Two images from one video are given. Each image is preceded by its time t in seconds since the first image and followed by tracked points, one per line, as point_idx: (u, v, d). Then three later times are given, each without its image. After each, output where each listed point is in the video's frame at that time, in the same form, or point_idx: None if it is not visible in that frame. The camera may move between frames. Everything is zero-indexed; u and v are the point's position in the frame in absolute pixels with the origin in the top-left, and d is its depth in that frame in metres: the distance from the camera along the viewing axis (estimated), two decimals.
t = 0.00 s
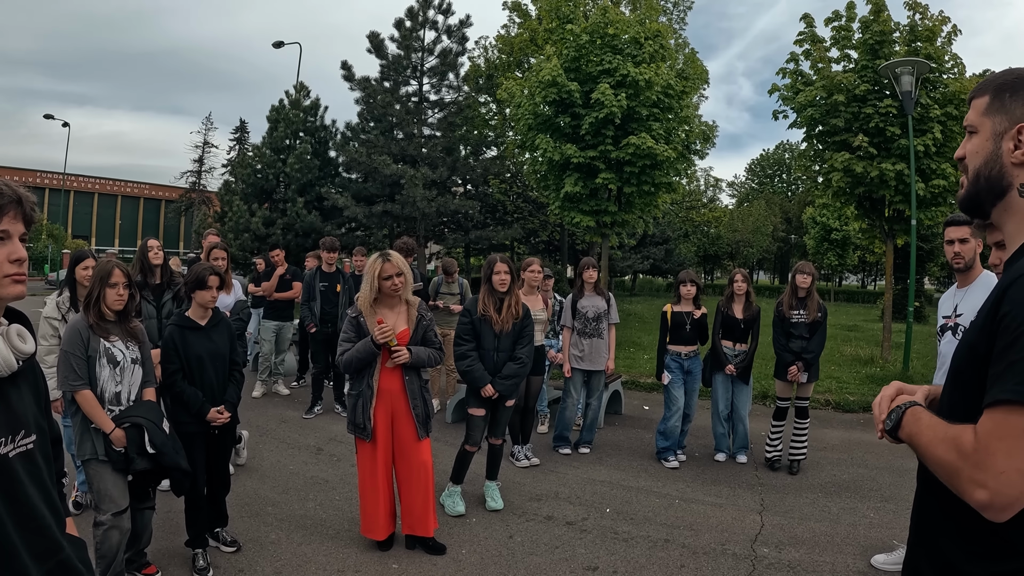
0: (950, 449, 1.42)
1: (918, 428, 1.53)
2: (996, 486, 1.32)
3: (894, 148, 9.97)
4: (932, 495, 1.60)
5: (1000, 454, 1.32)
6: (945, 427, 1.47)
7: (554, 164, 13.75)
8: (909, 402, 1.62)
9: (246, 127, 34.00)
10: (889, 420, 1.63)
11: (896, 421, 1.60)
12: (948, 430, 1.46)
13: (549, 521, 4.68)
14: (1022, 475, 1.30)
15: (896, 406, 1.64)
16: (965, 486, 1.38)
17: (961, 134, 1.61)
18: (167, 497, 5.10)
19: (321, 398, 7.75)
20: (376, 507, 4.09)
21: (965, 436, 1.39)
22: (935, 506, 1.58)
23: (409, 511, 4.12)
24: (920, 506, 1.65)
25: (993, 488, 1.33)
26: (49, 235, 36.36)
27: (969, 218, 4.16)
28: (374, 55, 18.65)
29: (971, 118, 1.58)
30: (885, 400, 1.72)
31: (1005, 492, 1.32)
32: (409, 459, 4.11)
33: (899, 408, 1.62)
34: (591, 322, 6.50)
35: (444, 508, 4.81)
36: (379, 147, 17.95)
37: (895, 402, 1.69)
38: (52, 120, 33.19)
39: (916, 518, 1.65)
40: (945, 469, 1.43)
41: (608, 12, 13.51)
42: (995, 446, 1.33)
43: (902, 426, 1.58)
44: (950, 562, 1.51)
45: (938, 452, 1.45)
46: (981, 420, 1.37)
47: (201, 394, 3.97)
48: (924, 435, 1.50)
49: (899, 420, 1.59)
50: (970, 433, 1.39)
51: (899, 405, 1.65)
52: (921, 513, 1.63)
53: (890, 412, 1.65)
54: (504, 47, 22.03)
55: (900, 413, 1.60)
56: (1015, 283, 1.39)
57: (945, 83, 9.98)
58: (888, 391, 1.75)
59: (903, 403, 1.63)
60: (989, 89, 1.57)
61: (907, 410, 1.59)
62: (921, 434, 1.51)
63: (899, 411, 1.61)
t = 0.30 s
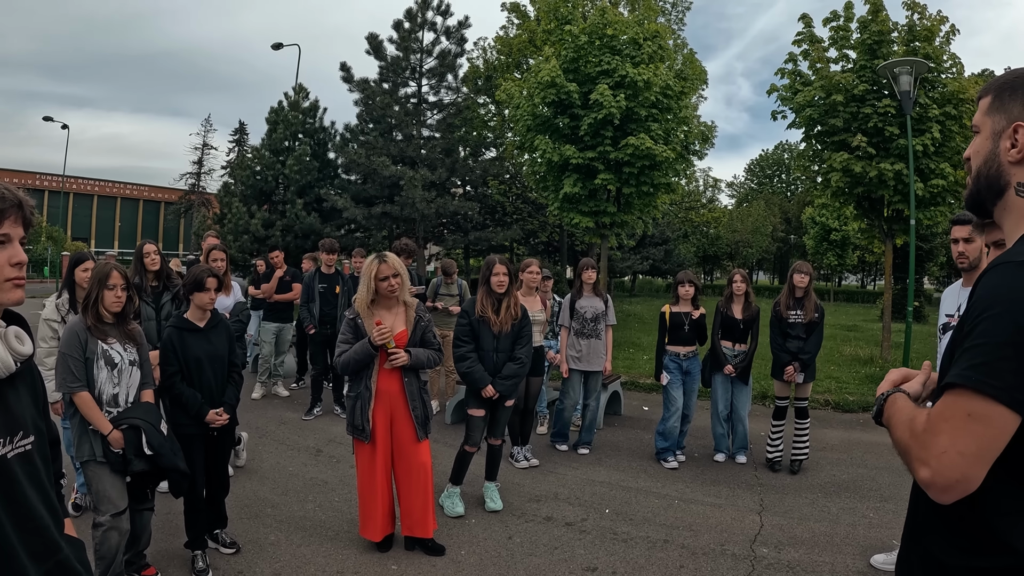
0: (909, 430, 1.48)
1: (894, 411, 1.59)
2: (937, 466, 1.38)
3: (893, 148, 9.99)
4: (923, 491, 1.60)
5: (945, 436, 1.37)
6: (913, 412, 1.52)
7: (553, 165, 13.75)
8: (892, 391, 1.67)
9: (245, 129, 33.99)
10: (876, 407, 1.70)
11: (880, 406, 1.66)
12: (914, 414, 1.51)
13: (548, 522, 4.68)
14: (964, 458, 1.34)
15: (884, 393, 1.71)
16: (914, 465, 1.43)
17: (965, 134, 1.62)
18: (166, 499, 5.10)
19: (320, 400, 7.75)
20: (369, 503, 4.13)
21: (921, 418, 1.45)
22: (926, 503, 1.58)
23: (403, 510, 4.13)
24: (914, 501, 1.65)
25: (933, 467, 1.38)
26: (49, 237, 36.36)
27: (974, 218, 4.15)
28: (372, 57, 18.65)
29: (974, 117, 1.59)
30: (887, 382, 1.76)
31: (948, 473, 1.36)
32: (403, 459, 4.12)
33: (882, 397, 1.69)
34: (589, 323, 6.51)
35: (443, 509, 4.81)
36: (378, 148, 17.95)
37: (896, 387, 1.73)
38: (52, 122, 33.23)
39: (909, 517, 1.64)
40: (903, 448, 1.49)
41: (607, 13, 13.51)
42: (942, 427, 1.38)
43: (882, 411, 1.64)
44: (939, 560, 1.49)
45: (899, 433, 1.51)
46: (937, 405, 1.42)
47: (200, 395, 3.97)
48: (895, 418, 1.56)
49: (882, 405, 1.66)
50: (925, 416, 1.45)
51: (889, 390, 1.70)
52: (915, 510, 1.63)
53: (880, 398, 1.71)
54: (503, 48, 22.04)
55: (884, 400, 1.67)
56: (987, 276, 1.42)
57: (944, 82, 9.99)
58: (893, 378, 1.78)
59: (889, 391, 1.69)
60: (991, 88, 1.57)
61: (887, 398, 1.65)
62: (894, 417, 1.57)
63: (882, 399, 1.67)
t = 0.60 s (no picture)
0: (912, 428, 1.47)
1: (896, 404, 1.57)
2: (941, 470, 1.36)
3: (891, 147, 10.00)
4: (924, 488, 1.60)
5: (947, 439, 1.36)
6: (917, 408, 1.51)
7: (551, 165, 13.76)
8: (896, 382, 1.66)
9: (244, 131, 34.00)
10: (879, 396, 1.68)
11: (882, 395, 1.65)
12: (919, 410, 1.49)
13: (548, 523, 4.68)
14: (968, 463, 1.33)
15: (888, 383, 1.69)
16: (919, 468, 1.42)
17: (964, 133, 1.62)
18: (166, 501, 5.10)
19: (319, 401, 7.74)
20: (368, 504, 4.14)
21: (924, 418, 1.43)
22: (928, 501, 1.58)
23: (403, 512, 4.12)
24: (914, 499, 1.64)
25: (938, 472, 1.37)
26: (49, 240, 36.36)
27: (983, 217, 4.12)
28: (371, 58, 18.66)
29: (973, 117, 1.59)
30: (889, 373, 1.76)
31: (951, 478, 1.35)
32: (402, 460, 4.11)
33: (887, 386, 1.67)
34: (582, 323, 6.51)
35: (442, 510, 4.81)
36: (376, 150, 17.95)
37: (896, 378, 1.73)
38: (51, 124, 33.23)
39: (910, 516, 1.64)
40: (906, 447, 1.48)
41: (605, 14, 13.51)
42: (945, 431, 1.37)
43: (885, 401, 1.63)
44: (940, 561, 1.48)
45: (902, 430, 1.50)
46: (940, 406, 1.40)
47: (199, 398, 3.96)
48: (897, 413, 1.54)
49: (884, 395, 1.65)
50: (928, 417, 1.43)
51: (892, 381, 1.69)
52: (915, 508, 1.62)
53: (881, 388, 1.70)
54: (501, 49, 22.06)
55: (888, 389, 1.65)
56: (989, 275, 1.40)
57: (942, 81, 10.00)
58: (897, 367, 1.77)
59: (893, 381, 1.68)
60: (990, 87, 1.57)
61: (893, 387, 1.64)
62: (896, 410, 1.56)
63: (886, 388, 1.66)
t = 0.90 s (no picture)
0: (933, 435, 1.42)
1: (907, 405, 1.53)
2: (978, 483, 1.32)
3: (886, 145, 10.03)
4: (928, 484, 1.58)
5: (979, 449, 1.32)
6: (934, 409, 1.47)
7: (546, 165, 13.76)
8: (904, 374, 1.61)
9: (238, 132, 33.94)
10: (883, 391, 1.64)
11: (889, 393, 1.60)
12: (936, 413, 1.45)
13: (545, 522, 4.68)
14: (1006, 472, 1.30)
15: (889, 378, 1.64)
16: (949, 478, 1.38)
17: (945, 126, 1.62)
18: (162, 503, 5.08)
19: (315, 403, 7.73)
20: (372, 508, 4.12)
21: (950, 426, 1.39)
22: (931, 499, 1.57)
23: (407, 515, 4.12)
24: (917, 495, 1.64)
25: (975, 484, 1.33)
26: (44, 243, 36.29)
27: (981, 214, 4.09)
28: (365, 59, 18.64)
29: (955, 110, 1.59)
30: (884, 362, 1.71)
31: (987, 488, 1.32)
32: (403, 462, 4.11)
33: (892, 379, 1.62)
34: (574, 322, 6.52)
35: (439, 510, 4.80)
36: (371, 150, 17.95)
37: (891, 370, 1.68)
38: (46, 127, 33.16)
39: (913, 514, 1.63)
40: (929, 454, 1.43)
41: (599, 13, 13.51)
42: (976, 440, 1.32)
43: (894, 399, 1.59)
44: (947, 561, 1.49)
45: (922, 436, 1.45)
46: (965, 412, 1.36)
47: (194, 399, 3.96)
48: (914, 416, 1.50)
49: (891, 392, 1.60)
50: (953, 425, 1.39)
51: (892, 375, 1.65)
52: (919, 505, 1.62)
53: (883, 384, 1.65)
54: (496, 49, 22.07)
55: (895, 385, 1.60)
56: (998, 275, 1.37)
57: (936, 79, 10.03)
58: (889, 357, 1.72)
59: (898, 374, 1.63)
60: (972, 81, 1.57)
61: (900, 382, 1.59)
62: (911, 410, 1.52)
63: (892, 383, 1.61)
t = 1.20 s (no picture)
0: (954, 449, 1.38)
1: (914, 426, 1.49)
2: (1014, 488, 1.28)
3: (876, 141, 10.07)
4: (932, 490, 1.56)
5: (1013, 454, 1.28)
6: (946, 421, 1.43)
7: (537, 163, 13.76)
8: (899, 397, 1.58)
9: (229, 131, 33.79)
10: (881, 419, 1.60)
11: (889, 419, 1.56)
12: (949, 425, 1.41)
13: (537, 519, 4.69)
14: None
15: (885, 403, 1.61)
16: (980, 489, 1.33)
17: (912, 130, 1.61)
18: (154, 504, 5.07)
19: (308, 402, 7.72)
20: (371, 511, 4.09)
21: (971, 436, 1.34)
22: (939, 505, 1.54)
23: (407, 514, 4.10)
24: (918, 502, 1.61)
25: (1010, 490, 1.29)
26: (34, 244, 36.08)
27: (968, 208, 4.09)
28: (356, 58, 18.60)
29: (922, 113, 1.58)
30: (870, 395, 1.68)
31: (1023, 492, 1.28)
32: (399, 462, 4.10)
33: (889, 404, 1.59)
34: (562, 320, 6.54)
35: (431, 508, 4.80)
36: (362, 149, 17.91)
37: (883, 397, 1.65)
38: (34, 127, 32.99)
39: (915, 522, 1.61)
40: (952, 470, 1.38)
41: (589, 11, 13.51)
42: (1007, 446, 1.28)
43: (896, 424, 1.55)
44: (960, 565, 1.47)
45: (942, 454, 1.40)
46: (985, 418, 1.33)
47: (185, 400, 3.94)
48: (927, 435, 1.45)
49: (892, 418, 1.56)
50: (972, 433, 1.35)
51: (888, 400, 1.61)
52: (921, 513, 1.59)
53: (879, 412, 1.61)
54: (486, 47, 22.05)
55: (893, 410, 1.57)
56: (1000, 275, 1.36)
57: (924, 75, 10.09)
58: (874, 384, 1.70)
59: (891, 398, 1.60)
60: (938, 83, 1.57)
61: (898, 406, 1.55)
62: (919, 432, 1.47)
63: (890, 409, 1.57)
